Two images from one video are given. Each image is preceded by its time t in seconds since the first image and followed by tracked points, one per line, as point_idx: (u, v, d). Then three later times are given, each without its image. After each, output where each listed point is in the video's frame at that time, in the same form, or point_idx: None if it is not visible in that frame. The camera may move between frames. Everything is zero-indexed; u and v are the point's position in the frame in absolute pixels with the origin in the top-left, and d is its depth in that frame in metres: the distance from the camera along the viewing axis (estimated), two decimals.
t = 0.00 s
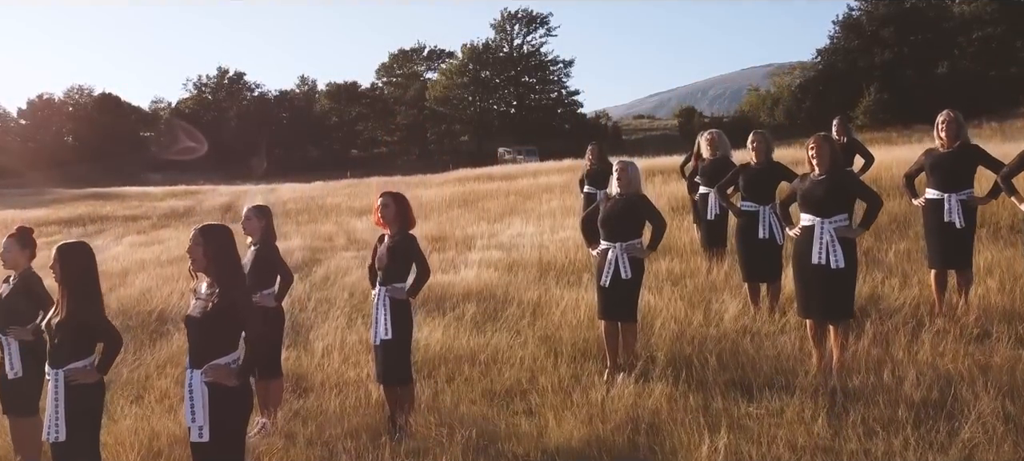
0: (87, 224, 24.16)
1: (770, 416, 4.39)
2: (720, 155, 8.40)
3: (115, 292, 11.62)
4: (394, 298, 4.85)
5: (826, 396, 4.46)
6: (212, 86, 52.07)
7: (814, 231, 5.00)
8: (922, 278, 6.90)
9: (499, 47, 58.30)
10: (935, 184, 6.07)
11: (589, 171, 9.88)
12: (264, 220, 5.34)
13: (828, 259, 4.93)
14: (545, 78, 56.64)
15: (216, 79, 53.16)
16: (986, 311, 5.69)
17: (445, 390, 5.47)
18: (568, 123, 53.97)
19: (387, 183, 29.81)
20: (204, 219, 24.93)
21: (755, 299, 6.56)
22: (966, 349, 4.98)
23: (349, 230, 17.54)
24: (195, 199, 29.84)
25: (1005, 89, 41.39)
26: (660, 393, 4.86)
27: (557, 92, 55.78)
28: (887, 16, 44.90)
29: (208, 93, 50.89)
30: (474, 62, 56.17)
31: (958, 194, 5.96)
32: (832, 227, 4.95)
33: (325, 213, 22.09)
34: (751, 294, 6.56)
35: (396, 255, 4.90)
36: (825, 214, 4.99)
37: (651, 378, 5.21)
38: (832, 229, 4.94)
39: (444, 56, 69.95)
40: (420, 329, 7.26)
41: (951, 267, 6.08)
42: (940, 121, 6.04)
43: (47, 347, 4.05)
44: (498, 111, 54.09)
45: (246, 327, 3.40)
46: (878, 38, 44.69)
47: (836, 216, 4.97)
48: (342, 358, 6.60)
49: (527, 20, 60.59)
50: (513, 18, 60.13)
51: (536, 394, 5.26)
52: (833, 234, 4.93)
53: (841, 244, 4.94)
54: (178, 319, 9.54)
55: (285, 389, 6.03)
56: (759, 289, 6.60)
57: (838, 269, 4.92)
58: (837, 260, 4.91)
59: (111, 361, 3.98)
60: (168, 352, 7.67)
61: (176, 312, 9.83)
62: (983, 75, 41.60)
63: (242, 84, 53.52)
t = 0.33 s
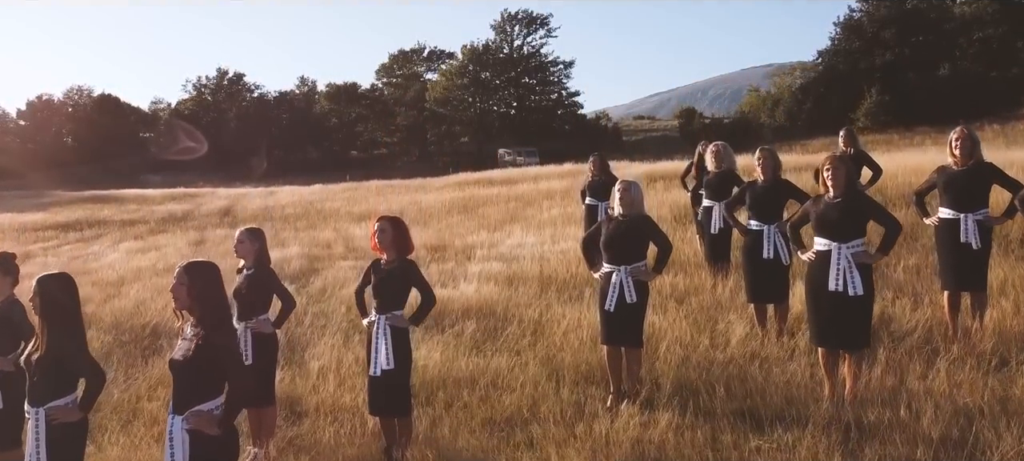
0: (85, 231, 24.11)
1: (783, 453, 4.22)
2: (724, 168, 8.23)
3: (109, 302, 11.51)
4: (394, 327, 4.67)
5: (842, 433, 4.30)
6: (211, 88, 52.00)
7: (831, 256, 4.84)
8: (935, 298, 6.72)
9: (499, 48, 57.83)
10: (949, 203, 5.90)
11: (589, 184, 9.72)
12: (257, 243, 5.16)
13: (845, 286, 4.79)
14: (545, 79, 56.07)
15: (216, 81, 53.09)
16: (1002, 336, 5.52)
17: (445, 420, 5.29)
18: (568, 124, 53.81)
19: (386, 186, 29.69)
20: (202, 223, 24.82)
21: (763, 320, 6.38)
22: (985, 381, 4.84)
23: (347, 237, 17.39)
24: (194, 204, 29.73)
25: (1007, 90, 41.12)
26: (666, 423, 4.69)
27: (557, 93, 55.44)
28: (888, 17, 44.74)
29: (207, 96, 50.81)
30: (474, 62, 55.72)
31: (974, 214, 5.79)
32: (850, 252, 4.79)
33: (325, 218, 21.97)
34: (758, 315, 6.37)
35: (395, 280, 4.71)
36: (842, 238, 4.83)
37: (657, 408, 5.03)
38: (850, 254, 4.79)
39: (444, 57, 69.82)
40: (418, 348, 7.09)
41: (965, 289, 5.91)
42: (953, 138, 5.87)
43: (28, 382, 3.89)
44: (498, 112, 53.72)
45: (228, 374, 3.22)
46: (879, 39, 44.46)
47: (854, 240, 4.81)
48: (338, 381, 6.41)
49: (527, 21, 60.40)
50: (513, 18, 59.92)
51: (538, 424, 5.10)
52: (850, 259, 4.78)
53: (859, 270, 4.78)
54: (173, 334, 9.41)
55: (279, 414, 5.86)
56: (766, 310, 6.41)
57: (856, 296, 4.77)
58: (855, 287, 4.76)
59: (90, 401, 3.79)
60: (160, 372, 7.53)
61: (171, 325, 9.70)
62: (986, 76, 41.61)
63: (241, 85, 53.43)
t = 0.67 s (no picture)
0: (82, 236, 23.92)
1: None
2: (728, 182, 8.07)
3: (103, 314, 11.32)
4: (391, 359, 4.50)
5: None
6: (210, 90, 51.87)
7: (848, 285, 4.70)
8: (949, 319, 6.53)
9: (499, 49, 57.25)
10: (964, 223, 5.74)
11: (591, 196, 9.51)
12: (249, 267, 4.98)
13: (863, 316, 4.64)
14: (544, 80, 55.58)
15: (215, 82, 52.98)
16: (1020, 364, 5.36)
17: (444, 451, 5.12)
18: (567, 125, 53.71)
19: (386, 190, 29.60)
20: (199, 228, 24.62)
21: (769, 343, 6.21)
22: (1005, 413, 4.71)
23: (346, 245, 17.18)
24: (192, 208, 29.58)
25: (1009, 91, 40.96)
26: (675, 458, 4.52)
27: (557, 94, 55.36)
28: (889, 19, 44.80)
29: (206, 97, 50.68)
30: (474, 63, 55.44)
31: (991, 235, 5.63)
32: (868, 280, 4.65)
33: (323, 224, 21.84)
34: (765, 338, 6.19)
35: (395, 308, 4.53)
36: (860, 265, 4.68)
37: (665, 441, 4.86)
38: (869, 282, 4.64)
39: (443, 58, 69.69)
40: (416, 369, 6.92)
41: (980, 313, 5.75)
42: (968, 156, 5.72)
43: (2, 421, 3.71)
44: (498, 114, 53.35)
45: (212, 429, 3.13)
46: (880, 41, 44.54)
47: (872, 267, 4.67)
48: (332, 408, 6.20)
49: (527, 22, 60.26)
50: (513, 19, 59.76)
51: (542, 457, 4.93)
52: (868, 288, 4.63)
53: (877, 299, 4.64)
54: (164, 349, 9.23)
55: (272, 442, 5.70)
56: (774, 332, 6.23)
57: (874, 326, 4.63)
58: (874, 317, 4.61)
59: (71, 441, 3.62)
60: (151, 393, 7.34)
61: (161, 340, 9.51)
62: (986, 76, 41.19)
63: (240, 86, 53.28)
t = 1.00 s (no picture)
0: (78, 241, 23.70)
1: None
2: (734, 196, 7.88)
3: (97, 327, 11.11)
4: (386, 394, 4.33)
5: None
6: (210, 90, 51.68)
7: (862, 316, 4.54)
8: (965, 342, 6.34)
9: (499, 50, 56.87)
10: (980, 245, 5.56)
11: (594, 208, 9.32)
12: (240, 295, 4.76)
13: (878, 349, 4.49)
14: (545, 81, 55.20)
15: (214, 83, 52.79)
16: None
17: None
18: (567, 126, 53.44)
19: (385, 194, 29.43)
20: (197, 233, 24.40)
21: (778, 368, 6.03)
22: None
23: (344, 252, 16.96)
24: (190, 212, 29.36)
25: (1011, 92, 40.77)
26: None
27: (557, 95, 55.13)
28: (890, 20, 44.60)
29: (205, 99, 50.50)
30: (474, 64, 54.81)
31: (1009, 258, 5.46)
32: (883, 311, 4.49)
33: (322, 230, 21.68)
34: (774, 362, 6.00)
35: (388, 342, 4.33)
36: (874, 296, 4.53)
37: None
38: (884, 314, 4.48)
39: (444, 58, 69.47)
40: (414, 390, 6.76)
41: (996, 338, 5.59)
42: (984, 177, 5.55)
43: None
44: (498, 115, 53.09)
45: None
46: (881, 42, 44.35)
47: (888, 298, 4.51)
48: (327, 437, 6.01)
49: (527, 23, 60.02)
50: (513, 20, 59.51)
51: None
52: (883, 319, 4.47)
53: (892, 330, 4.48)
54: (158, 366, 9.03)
55: None
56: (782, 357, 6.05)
57: (889, 359, 4.47)
58: (889, 350, 4.46)
59: None
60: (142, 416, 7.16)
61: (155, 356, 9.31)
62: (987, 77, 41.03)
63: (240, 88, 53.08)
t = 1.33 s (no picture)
0: (75, 246, 23.51)
1: None
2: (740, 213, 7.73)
3: (91, 341, 10.93)
4: (377, 432, 4.18)
5: None
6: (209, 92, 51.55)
7: (873, 350, 4.37)
8: (978, 368, 6.16)
9: (499, 51, 56.59)
10: (996, 270, 5.39)
11: (596, 222, 9.15)
12: (230, 327, 4.57)
13: (889, 385, 4.31)
14: (544, 83, 54.03)
15: (213, 84, 52.66)
16: None
17: None
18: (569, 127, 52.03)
19: (385, 199, 29.29)
20: (195, 238, 24.23)
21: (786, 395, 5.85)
22: None
23: (342, 260, 16.76)
24: (188, 217, 29.17)
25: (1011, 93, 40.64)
26: None
27: (557, 97, 53.95)
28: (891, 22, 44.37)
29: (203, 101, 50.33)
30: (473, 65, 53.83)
31: None
32: (895, 345, 4.31)
33: (320, 236, 21.50)
34: (782, 389, 5.81)
35: (381, 379, 4.16)
36: (885, 329, 4.35)
37: None
38: (895, 348, 4.30)
39: (444, 59, 69.32)
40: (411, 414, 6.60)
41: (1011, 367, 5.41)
42: (1001, 200, 5.37)
43: None
44: (498, 117, 51.73)
45: None
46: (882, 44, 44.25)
47: (900, 331, 4.32)
48: None
49: (527, 24, 59.87)
50: (513, 21, 59.28)
51: None
52: (893, 354, 4.29)
53: (903, 366, 4.30)
54: (152, 383, 8.85)
55: None
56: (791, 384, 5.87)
57: (900, 396, 4.30)
58: (900, 386, 4.28)
59: None
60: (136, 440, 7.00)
61: (149, 372, 9.13)
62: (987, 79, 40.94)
63: (239, 89, 52.88)
